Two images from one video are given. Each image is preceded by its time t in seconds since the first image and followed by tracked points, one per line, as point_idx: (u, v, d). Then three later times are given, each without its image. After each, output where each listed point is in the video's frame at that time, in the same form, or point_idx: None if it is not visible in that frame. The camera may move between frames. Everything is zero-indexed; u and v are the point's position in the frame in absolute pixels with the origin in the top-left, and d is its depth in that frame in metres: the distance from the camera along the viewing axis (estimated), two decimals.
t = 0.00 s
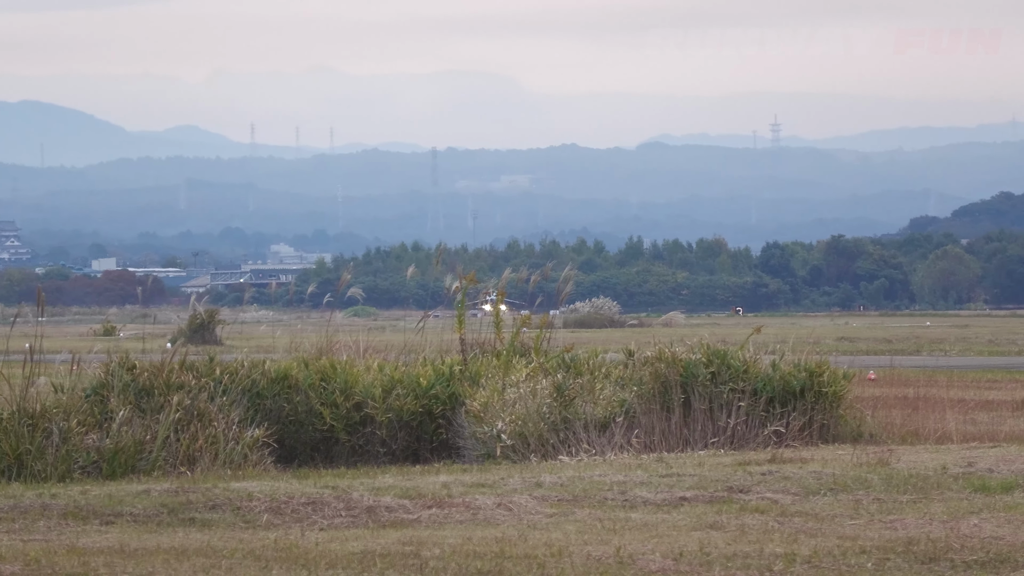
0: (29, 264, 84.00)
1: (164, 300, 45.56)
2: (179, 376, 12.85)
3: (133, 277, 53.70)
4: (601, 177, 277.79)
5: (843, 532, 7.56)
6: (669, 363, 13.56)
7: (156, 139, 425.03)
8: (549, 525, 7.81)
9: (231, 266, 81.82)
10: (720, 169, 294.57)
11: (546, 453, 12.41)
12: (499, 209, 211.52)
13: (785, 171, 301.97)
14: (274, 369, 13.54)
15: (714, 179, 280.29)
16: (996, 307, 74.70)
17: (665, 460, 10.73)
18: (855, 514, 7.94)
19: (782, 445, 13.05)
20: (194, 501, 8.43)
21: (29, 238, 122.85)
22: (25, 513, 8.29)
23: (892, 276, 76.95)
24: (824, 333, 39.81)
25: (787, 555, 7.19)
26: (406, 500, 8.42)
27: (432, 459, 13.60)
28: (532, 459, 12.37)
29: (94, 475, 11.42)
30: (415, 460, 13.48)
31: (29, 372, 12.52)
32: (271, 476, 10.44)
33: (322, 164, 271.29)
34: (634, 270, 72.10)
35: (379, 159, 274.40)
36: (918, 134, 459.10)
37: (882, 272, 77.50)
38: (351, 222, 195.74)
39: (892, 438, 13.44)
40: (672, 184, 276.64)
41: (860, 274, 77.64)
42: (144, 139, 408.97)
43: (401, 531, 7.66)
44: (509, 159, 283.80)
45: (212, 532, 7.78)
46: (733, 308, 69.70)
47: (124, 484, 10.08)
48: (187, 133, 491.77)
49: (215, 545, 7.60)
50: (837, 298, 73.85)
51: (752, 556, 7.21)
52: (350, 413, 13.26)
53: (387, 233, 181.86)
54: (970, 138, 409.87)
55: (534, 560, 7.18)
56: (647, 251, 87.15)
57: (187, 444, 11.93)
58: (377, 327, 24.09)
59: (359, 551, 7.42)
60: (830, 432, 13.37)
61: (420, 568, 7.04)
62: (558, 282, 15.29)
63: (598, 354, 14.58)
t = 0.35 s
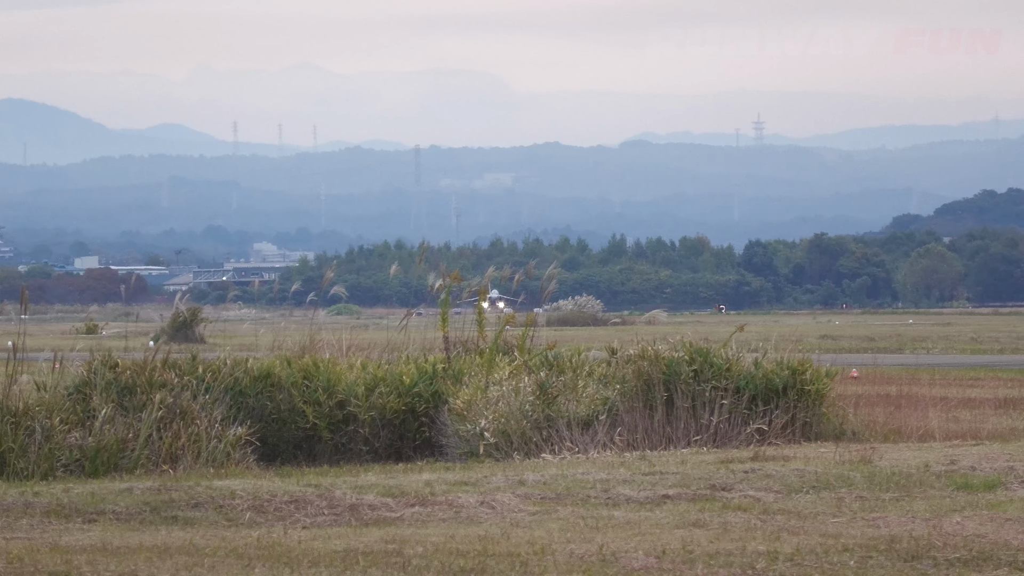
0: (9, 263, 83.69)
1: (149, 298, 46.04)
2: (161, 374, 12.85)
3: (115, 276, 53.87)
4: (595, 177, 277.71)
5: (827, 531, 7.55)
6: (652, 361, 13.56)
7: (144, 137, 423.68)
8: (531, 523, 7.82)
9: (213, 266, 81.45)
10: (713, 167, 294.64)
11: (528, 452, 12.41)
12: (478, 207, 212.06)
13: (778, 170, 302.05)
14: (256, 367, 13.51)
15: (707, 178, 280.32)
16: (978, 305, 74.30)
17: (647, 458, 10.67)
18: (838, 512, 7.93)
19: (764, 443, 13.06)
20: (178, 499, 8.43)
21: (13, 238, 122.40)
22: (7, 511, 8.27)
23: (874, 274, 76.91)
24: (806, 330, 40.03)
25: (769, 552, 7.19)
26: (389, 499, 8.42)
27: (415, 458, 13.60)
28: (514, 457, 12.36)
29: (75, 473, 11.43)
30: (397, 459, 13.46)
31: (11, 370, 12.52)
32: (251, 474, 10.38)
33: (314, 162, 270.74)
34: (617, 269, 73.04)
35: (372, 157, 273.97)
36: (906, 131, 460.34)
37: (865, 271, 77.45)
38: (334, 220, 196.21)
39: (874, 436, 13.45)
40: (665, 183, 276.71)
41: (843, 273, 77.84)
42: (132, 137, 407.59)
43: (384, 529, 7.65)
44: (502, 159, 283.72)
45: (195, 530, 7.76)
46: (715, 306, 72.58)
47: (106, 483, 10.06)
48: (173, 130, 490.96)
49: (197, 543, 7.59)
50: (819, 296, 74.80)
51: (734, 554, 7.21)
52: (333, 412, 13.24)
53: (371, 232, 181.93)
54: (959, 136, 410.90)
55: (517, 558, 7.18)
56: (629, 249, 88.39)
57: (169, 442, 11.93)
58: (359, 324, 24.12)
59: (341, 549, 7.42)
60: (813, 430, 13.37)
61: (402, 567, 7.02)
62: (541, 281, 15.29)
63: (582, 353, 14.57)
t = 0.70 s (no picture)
0: None
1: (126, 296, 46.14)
2: (139, 374, 12.88)
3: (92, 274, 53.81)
4: (587, 179, 277.76)
5: (804, 530, 7.56)
6: (630, 360, 13.59)
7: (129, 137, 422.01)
8: (510, 523, 7.80)
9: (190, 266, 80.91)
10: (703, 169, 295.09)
11: (506, 452, 12.41)
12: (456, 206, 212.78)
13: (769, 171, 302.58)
14: (235, 366, 13.48)
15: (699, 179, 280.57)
16: (956, 305, 74.28)
17: (627, 458, 10.61)
18: (816, 512, 7.94)
19: (742, 443, 13.09)
20: (156, 499, 8.42)
21: None
22: None
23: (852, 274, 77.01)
24: (785, 330, 40.08)
25: (747, 553, 7.19)
26: (367, 499, 8.43)
27: (393, 457, 13.57)
28: (492, 458, 12.37)
29: (53, 474, 11.47)
30: (376, 459, 13.44)
31: None
32: (231, 474, 10.33)
33: (305, 162, 270.28)
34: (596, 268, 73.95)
35: (364, 157, 273.55)
36: (892, 129, 462.05)
37: (843, 271, 77.60)
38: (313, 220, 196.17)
39: (852, 435, 13.45)
40: (657, 184, 277.00)
41: (821, 273, 78.01)
42: (115, 138, 405.71)
43: (362, 529, 7.65)
44: (493, 160, 283.63)
45: (173, 531, 7.76)
46: (695, 306, 71.52)
47: (83, 482, 10.06)
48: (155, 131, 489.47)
49: (175, 543, 7.59)
50: (797, 296, 74.50)
51: (712, 553, 7.21)
52: (311, 412, 13.21)
53: (347, 232, 182.31)
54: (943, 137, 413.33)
55: (496, 558, 7.17)
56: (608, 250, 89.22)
57: (147, 442, 11.94)
58: (337, 324, 23.97)
59: (320, 550, 7.41)
60: (790, 430, 13.39)
61: (380, 567, 7.02)
62: (518, 281, 15.30)
63: (560, 353, 14.57)
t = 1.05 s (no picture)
0: None
1: (100, 297, 46.42)
2: (114, 374, 12.86)
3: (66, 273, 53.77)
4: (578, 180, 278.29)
5: (780, 531, 7.57)
6: (607, 362, 13.61)
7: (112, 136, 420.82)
8: (485, 524, 7.81)
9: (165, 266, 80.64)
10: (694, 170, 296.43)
11: (482, 452, 12.40)
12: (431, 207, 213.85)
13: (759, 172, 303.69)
14: (210, 367, 13.48)
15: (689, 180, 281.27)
16: (930, 305, 75.68)
17: (602, 459, 10.61)
18: (790, 512, 7.96)
19: (717, 444, 13.11)
20: (130, 500, 8.41)
21: None
22: None
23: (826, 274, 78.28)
24: (761, 330, 40.04)
25: (722, 553, 7.19)
26: (343, 499, 8.41)
27: (369, 458, 13.56)
28: (468, 458, 12.36)
29: (28, 474, 11.46)
30: (351, 459, 13.43)
31: None
32: (206, 475, 10.33)
33: (296, 159, 269.94)
34: (571, 270, 75.28)
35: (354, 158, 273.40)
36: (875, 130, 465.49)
37: (817, 271, 78.95)
38: (284, 220, 196.19)
39: (828, 436, 13.47)
40: (647, 184, 277.61)
41: (796, 273, 79.61)
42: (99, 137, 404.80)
43: (337, 530, 7.65)
44: (484, 162, 284.03)
45: (147, 531, 7.76)
46: (668, 306, 73.90)
47: (56, 482, 10.04)
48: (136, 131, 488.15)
49: (150, 544, 7.59)
50: (772, 297, 76.04)
51: (688, 553, 7.20)
52: (287, 412, 13.19)
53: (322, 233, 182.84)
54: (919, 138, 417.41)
55: (471, 559, 7.17)
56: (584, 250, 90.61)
57: (122, 443, 11.94)
58: (312, 324, 24.07)
59: (295, 551, 7.40)
60: (766, 430, 13.40)
61: (355, 566, 7.02)
62: (496, 281, 15.29)
63: (536, 353, 14.58)
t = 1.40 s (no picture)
0: None
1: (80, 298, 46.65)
2: (93, 375, 12.85)
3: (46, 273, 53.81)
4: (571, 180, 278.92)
5: (760, 531, 7.57)
6: (587, 361, 13.63)
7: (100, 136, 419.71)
8: (466, 524, 7.81)
9: (147, 266, 80.44)
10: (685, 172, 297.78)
11: (462, 452, 12.39)
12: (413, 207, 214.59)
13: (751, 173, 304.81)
14: (190, 368, 13.48)
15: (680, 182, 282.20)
16: (909, 305, 77.95)
17: (581, 458, 10.60)
18: (771, 512, 7.96)
19: (697, 443, 13.09)
20: (110, 501, 8.40)
21: None
22: None
23: (807, 275, 80.05)
24: (741, 330, 39.89)
25: (703, 553, 7.19)
26: (322, 500, 8.41)
27: (349, 458, 13.55)
28: (448, 458, 12.35)
29: (9, 474, 11.45)
30: (331, 460, 13.42)
31: None
32: (185, 475, 10.37)
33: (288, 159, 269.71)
34: (551, 270, 76.17)
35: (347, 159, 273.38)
36: (861, 129, 468.39)
37: (798, 271, 80.70)
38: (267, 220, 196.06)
39: (808, 436, 13.47)
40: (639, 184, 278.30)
41: (776, 273, 81.33)
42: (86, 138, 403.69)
43: (318, 531, 7.64)
44: (477, 164, 284.32)
45: (128, 531, 7.76)
46: (648, 306, 75.88)
47: (36, 483, 10.06)
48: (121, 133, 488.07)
49: (130, 544, 7.58)
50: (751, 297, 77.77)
51: (668, 553, 7.20)
52: (266, 413, 13.20)
53: (303, 232, 183.09)
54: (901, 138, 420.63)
55: (451, 559, 7.16)
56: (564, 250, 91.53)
57: (102, 443, 11.92)
58: (293, 324, 24.17)
59: (275, 551, 7.39)
60: (746, 431, 13.40)
61: (335, 567, 7.01)
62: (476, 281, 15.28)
63: (517, 353, 14.59)
